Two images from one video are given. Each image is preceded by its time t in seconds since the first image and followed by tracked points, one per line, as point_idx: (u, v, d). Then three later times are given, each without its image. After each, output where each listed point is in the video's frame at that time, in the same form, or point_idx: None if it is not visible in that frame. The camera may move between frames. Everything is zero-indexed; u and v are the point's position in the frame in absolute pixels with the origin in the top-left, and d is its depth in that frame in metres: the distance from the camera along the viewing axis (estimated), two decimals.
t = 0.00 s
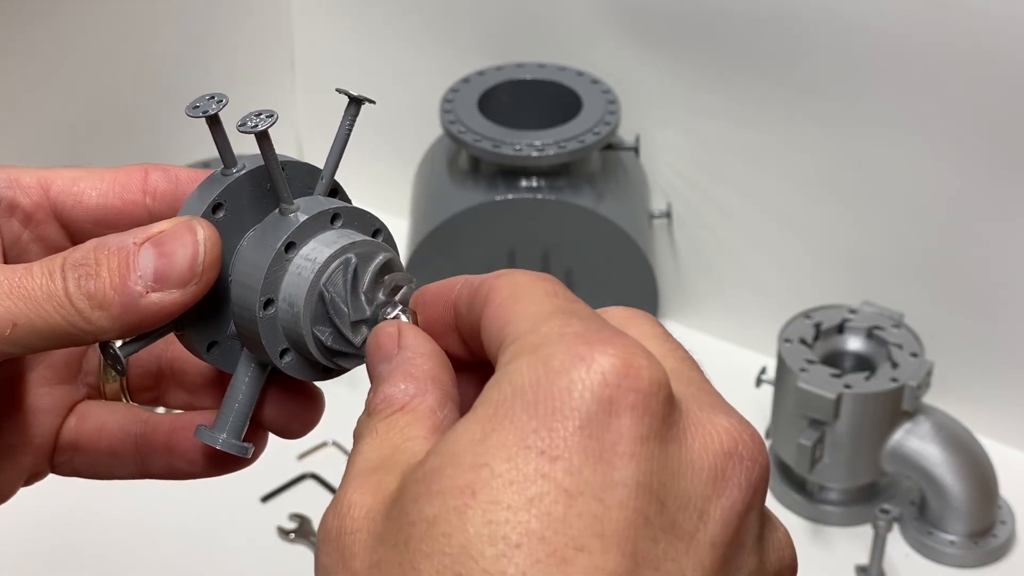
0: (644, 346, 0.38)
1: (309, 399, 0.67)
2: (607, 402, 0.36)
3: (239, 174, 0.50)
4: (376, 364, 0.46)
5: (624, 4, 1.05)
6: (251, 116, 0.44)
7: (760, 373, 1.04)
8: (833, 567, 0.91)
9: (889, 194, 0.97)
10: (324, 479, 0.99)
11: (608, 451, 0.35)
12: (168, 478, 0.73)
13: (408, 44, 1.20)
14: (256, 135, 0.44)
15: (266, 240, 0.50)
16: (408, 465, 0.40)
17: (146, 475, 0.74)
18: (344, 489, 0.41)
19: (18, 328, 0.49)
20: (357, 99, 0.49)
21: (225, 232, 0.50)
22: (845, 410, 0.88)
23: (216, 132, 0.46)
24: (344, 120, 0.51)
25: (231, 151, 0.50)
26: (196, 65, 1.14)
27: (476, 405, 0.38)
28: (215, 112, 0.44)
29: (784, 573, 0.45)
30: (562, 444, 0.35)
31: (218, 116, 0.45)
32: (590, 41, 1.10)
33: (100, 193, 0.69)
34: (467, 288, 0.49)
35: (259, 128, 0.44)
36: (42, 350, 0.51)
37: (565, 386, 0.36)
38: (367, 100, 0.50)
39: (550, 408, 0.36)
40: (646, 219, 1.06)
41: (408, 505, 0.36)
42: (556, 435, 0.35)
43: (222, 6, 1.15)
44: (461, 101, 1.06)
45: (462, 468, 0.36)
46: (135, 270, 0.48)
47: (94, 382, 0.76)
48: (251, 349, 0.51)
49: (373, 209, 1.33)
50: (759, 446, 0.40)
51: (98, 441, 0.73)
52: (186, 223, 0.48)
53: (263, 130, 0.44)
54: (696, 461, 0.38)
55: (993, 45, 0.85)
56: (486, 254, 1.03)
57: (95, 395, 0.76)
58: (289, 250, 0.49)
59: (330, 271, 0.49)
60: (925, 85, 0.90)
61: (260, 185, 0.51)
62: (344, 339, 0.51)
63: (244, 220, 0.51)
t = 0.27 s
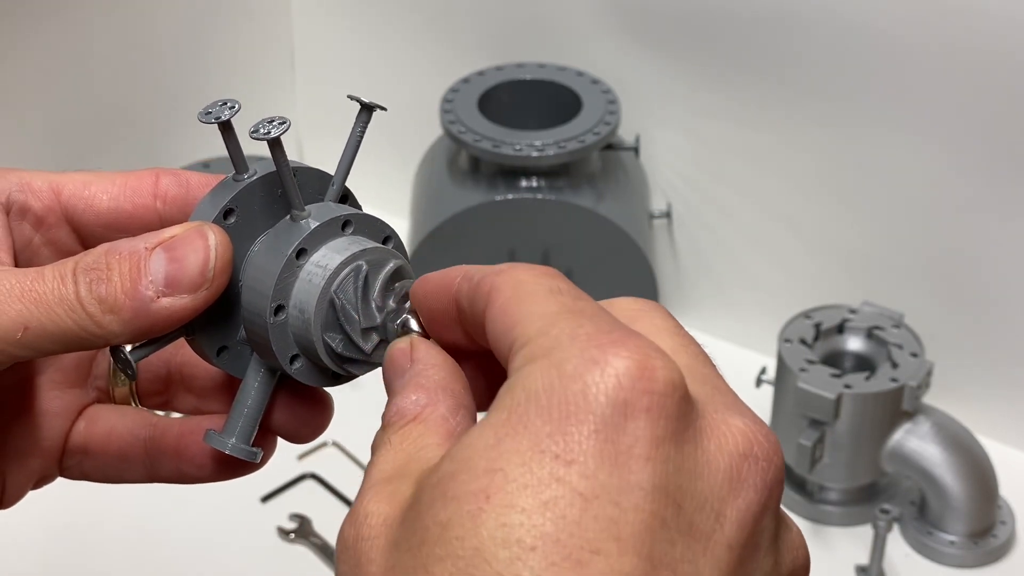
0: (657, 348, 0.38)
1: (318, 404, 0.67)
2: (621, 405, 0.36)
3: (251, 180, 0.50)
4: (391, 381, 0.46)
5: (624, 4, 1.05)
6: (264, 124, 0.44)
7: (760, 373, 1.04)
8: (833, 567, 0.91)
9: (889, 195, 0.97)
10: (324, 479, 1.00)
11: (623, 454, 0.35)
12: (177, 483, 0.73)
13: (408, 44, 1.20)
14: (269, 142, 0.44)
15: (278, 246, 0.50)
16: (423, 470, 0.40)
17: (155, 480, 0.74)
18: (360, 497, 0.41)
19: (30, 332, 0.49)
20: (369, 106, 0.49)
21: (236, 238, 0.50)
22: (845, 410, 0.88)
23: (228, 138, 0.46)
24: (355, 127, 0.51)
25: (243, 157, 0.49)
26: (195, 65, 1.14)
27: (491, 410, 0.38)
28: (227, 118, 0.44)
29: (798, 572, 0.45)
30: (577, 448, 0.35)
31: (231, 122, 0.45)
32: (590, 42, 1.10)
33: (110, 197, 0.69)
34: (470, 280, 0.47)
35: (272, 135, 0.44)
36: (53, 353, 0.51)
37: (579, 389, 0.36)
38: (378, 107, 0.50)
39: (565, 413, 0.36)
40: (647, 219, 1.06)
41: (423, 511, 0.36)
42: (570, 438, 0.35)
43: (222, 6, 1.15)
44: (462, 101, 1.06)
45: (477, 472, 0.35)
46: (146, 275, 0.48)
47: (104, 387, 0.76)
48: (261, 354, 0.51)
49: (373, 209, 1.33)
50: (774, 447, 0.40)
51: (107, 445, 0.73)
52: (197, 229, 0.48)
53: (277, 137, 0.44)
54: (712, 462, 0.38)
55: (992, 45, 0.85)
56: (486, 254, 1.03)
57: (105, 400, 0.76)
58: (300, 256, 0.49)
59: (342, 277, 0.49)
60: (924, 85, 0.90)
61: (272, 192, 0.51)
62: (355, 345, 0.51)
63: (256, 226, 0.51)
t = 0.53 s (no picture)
0: (680, 359, 0.38)
1: (324, 401, 0.67)
2: (646, 414, 0.35)
3: (255, 176, 0.50)
4: (394, 365, 0.45)
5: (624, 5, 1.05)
6: (267, 118, 0.45)
7: (760, 373, 1.04)
8: (832, 566, 0.91)
9: (888, 194, 0.97)
10: (324, 479, 1.00)
11: (647, 462, 0.35)
12: (184, 479, 0.73)
13: (409, 44, 1.20)
14: (273, 136, 0.44)
15: (283, 241, 0.50)
16: (438, 472, 0.40)
17: (162, 477, 0.74)
18: (372, 497, 0.40)
19: (36, 328, 0.49)
20: (374, 102, 0.49)
21: (241, 233, 0.50)
22: (845, 411, 0.88)
23: (233, 134, 0.46)
24: (360, 123, 0.51)
25: (247, 152, 0.50)
26: (195, 64, 1.15)
27: (512, 416, 0.37)
28: (231, 114, 0.44)
29: None
30: (601, 455, 0.35)
31: (234, 117, 0.46)
32: (590, 42, 1.10)
33: (117, 195, 0.69)
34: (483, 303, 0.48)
35: (276, 129, 0.44)
36: (59, 350, 0.52)
37: (605, 397, 0.36)
38: (382, 103, 0.50)
39: (590, 420, 0.35)
40: (646, 219, 1.06)
41: (443, 514, 0.36)
42: (595, 446, 0.35)
43: (222, 5, 1.15)
44: (462, 101, 1.06)
45: (501, 476, 0.35)
46: (152, 270, 0.48)
47: (111, 384, 0.76)
48: (266, 350, 0.52)
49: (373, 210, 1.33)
50: (792, 459, 0.40)
51: (114, 443, 0.73)
52: (202, 225, 0.48)
53: (281, 131, 0.44)
54: (732, 473, 0.38)
55: (990, 44, 0.86)
56: (486, 253, 1.04)
57: (112, 398, 0.76)
58: (305, 251, 0.50)
59: (347, 271, 0.49)
60: (923, 85, 0.90)
61: (276, 187, 0.51)
62: (361, 339, 0.51)
63: (261, 221, 0.51)
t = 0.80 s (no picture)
0: (681, 352, 0.38)
1: (330, 403, 0.67)
2: (647, 407, 0.35)
3: (262, 179, 0.51)
4: (401, 369, 0.46)
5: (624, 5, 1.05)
6: (274, 121, 0.45)
7: (760, 373, 1.04)
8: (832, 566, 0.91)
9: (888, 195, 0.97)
10: (324, 479, 1.00)
11: (649, 455, 0.35)
12: (189, 482, 0.74)
13: (409, 45, 1.20)
14: (280, 139, 0.44)
15: (289, 244, 0.50)
16: (443, 470, 0.40)
17: (168, 479, 0.74)
18: (379, 497, 0.41)
19: (43, 330, 0.49)
20: (381, 105, 0.49)
21: (248, 237, 0.51)
22: (845, 411, 0.88)
23: (239, 136, 0.46)
24: (366, 126, 0.51)
25: (254, 155, 0.50)
26: (195, 65, 1.15)
27: (514, 413, 0.37)
28: (239, 117, 0.44)
29: None
30: (603, 450, 0.35)
31: (242, 120, 0.46)
32: (590, 42, 1.10)
33: (125, 198, 0.69)
34: (487, 293, 0.47)
35: (283, 131, 0.44)
36: (66, 352, 0.52)
37: (605, 391, 0.36)
38: (388, 107, 0.50)
39: (591, 415, 0.35)
40: (646, 219, 1.06)
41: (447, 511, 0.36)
42: (596, 440, 0.35)
43: (223, 5, 1.16)
44: (462, 101, 1.06)
45: (503, 473, 0.35)
46: (158, 273, 0.48)
47: (117, 387, 0.76)
48: (273, 353, 0.52)
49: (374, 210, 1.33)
50: (796, 450, 0.40)
51: (120, 445, 0.73)
52: (209, 227, 0.48)
53: (288, 134, 0.44)
54: (735, 465, 0.38)
55: (990, 45, 0.86)
56: (487, 254, 1.04)
57: (119, 400, 0.76)
58: (311, 253, 0.50)
59: (353, 273, 0.49)
60: (923, 85, 0.91)
61: (283, 190, 0.52)
62: (366, 341, 0.51)
63: (267, 224, 0.51)
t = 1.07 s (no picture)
0: (691, 347, 0.38)
1: (331, 400, 0.67)
2: (657, 403, 0.35)
3: (264, 175, 0.51)
4: (410, 372, 0.46)
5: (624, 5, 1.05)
6: (276, 116, 0.45)
7: (760, 373, 1.04)
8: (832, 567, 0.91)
9: (888, 195, 0.97)
10: (324, 479, 1.00)
11: (659, 451, 0.35)
12: (191, 478, 0.74)
13: (409, 45, 1.20)
14: (282, 134, 0.44)
15: (291, 239, 0.50)
16: (453, 467, 0.40)
17: (170, 476, 0.74)
18: (389, 495, 0.41)
19: (44, 325, 0.49)
20: (383, 101, 0.49)
21: (249, 232, 0.51)
22: (845, 411, 0.88)
23: (241, 132, 0.46)
24: (368, 122, 0.51)
25: (256, 150, 0.50)
26: (195, 65, 1.15)
27: (523, 409, 0.37)
28: (241, 112, 0.44)
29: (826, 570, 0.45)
30: (613, 445, 0.35)
31: (243, 115, 0.46)
32: (591, 42, 1.10)
33: (127, 194, 0.69)
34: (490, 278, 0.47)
35: (284, 126, 0.44)
36: (67, 347, 0.52)
37: (615, 386, 0.36)
38: (390, 102, 0.50)
39: (601, 410, 0.35)
40: (646, 219, 1.06)
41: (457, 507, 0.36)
42: (607, 436, 0.35)
43: (223, 5, 1.16)
44: (462, 101, 1.06)
45: (513, 469, 0.35)
46: (159, 268, 0.48)
47: (120, 384, 0.76)
48: (274, 348, 0.52)
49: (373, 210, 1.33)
50: (805, 446, 0.40)
51: (122, 442, 0.73)
52: (210, 222, 0.48)
53: (290, 130, 0.44)
54: (745, 461, 0.38)
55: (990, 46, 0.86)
56: (487, 254, 1.04)
57: (121, 397, 0.76)
58: (313, 248, 0.50)
59: (355, 268, 0.49)
60: (923, 86, 0.91)
61: (285, 186, 0.52)
62: (368, 336, 0.51)
63: (269, 219, 0.51)
